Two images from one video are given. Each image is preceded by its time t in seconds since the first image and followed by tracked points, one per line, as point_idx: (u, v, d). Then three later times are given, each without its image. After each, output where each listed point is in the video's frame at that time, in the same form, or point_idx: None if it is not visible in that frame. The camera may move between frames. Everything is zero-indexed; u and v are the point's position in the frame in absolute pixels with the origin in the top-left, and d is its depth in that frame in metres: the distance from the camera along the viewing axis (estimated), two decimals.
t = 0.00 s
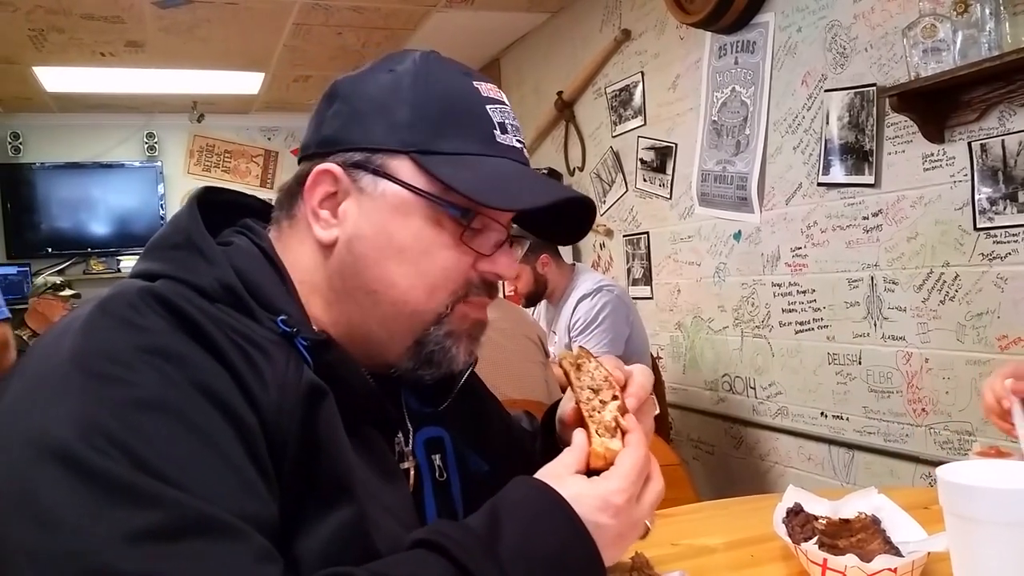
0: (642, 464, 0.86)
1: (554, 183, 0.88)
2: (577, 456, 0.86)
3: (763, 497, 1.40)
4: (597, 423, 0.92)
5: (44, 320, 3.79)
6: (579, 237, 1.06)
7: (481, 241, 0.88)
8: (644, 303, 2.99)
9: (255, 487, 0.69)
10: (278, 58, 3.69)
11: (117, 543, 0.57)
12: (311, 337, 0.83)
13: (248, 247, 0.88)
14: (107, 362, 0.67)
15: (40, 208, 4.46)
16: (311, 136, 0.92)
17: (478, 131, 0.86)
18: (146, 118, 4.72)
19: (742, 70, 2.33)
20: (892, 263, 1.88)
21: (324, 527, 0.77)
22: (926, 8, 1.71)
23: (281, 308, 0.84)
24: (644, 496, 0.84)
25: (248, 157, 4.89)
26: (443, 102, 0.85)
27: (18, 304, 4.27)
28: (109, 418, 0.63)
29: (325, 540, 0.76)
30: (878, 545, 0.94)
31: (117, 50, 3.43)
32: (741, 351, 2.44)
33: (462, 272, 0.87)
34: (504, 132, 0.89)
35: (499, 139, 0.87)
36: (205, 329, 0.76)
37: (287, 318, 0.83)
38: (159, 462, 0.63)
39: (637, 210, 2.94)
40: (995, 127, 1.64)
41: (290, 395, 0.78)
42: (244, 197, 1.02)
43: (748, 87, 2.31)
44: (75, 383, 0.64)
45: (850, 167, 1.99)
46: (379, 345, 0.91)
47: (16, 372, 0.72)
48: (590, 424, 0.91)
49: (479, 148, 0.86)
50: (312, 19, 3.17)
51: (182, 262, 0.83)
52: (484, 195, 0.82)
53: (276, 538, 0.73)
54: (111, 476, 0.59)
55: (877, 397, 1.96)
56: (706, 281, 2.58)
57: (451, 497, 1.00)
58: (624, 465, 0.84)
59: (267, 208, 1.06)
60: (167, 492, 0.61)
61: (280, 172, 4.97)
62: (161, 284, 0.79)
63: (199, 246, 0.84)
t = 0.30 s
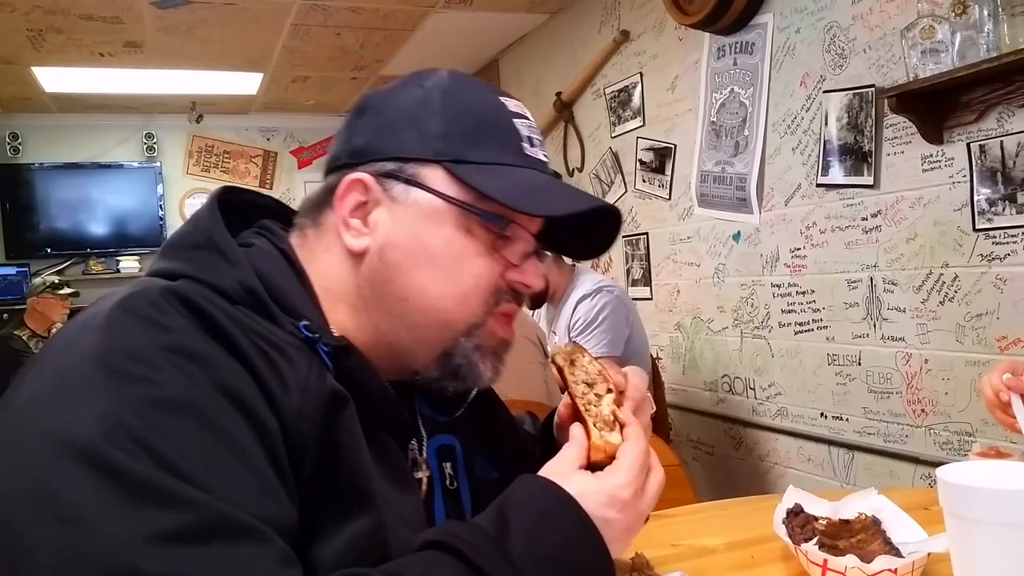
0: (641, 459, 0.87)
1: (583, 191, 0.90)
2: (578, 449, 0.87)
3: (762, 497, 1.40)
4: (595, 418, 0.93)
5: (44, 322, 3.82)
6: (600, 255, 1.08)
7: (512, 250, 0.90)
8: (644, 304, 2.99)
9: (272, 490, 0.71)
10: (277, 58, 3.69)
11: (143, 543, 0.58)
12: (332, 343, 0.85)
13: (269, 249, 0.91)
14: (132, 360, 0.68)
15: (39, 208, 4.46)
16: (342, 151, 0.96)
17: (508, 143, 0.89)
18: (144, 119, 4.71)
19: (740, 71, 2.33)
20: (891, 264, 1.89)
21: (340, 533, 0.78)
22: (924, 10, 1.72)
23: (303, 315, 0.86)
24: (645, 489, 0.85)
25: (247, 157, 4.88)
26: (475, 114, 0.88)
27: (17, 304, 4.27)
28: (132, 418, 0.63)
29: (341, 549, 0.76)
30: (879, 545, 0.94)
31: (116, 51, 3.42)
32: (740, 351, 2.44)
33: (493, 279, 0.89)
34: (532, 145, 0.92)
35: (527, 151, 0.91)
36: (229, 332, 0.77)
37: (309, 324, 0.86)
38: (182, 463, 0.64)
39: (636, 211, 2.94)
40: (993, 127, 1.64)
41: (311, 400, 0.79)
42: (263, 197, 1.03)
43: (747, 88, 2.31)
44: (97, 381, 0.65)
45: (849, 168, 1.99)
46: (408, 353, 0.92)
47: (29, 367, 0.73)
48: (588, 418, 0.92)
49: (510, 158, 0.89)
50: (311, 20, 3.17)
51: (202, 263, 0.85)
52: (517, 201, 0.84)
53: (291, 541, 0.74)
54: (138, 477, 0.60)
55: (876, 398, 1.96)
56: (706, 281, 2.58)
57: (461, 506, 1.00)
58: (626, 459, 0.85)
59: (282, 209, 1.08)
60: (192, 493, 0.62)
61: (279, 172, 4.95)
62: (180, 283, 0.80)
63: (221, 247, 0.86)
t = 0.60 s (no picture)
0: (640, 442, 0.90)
1: (624, 209, 0.93)
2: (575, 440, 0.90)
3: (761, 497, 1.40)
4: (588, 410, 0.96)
5: (45, 319, 3.85)
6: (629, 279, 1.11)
7: (552, 263, 0.92)
8: (645, 304, 2.99)
9: (310, 484, 0.71)
10: (278, 58, 3.69)
11: (187, 531, 0.58)
12: (372, 346, 0.86)
13: (309, 249, 0.93)
14: (178, 350, 0.70)
15: (40, 208, 4.46)
16: (388, 164, 0.99)
17: (553, 162, 0.93)
18: (146, 118, 4.72)
19: (742, 70, 2.33)
20: (892, 264, 1.89)
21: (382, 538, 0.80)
22: (926, 10, 1.72)
23: (343, 317, 0.88)
24: (646, 465, 0.88)
25: (248, 157, 4.89)
26: (524, 132, 0.92)
27: (17, 303, 4.26)
28: (180, 407, 0.65)
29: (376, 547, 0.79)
30: (878, 545, 0.93)
31: (118, 50, 3.43)
32: (741, 351, 2.44)
33: (533, 290, 0.91)
34: (574, 169, 0.96)
35: (570, 172, 0.94)
36: (273, 329, 0.79)
37: (351, 327, 0.87)
38: (229, 454, 0.65)
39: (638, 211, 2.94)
40: (995, 127, 1.64)
41: (354, 400, 0.81)
42: (301, 199, 1.06)
43: (749, 87, 2.31)
44: (144, 368, 0.66)
45: (850, 168, 1.99)
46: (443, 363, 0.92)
47: (67, 353, 0.74)
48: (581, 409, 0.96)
49: (555, 176, 0.92)
50: (313, 19, 3.17)
51: (245, 260, 0.87)
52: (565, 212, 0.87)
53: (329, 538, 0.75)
54: (185, 465, 0.61)
55: (877, 398, 1.96)
56: (707, 281, 2.58)
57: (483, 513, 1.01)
58: (626, 443, 0.88)
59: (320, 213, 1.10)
60: (236, 483, 0.63)
61: (281, 172, 4.94)
62: (224, 278, 0.82)
63: (264, 247, 0.88)
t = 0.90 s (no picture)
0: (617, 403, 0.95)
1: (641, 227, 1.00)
2: (556, 415, 0.92)
3: (762, 498, 1.40)
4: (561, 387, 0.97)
5: (44, 318, 3.88)
6: (642, 300, 1.18)
7: (571, 273, 0.99)
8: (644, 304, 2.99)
9: (328, 474, 0.76)
10: (278, 58, 3.69)
11: (215, 519, 0.62)
12: (393, 349, 0.93)
13: (331, 251, 0.98)
14: (205, 343, 0.74)
15: (39, 208, 4.46)
16: (413, 172, 1.05)
17: (574, 179, 1.00)
18: (145, 118, 4.71)
19: (741, 71, 2.33)
20: (891, 265, 1.89)
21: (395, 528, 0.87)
22: (926, 10, 1.72)
23: (366, 321, 0.93)
24: (625, 422, 0.93)
25: (247, 157, 4.89)
26: (548, 150, 0.99)
27: (16, 303, 4.26)
28: (209, 399, 0.69)
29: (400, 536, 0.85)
30: (878, 546, 0.93)
31: (117, 50, 3.42)
32: (740, 351, 2.45)
33: (550, 296, 0.97)
34: (595, 187, 1.04)
35: (591, 189, 1.01)
36: (297, 327, 0.84)
37: (374, 331, 0.93)
38: (254, 444, 0.69)
39: (637, 212, 2.95)
40: (994, 128, 1.64)
41: (374, 401, 0.87)
42: (323, 200, 1.11)
43: (748, 88, 2.31)
44: (173, 361, 0.70)
45: (850, 168, 1.99)
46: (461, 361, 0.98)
47: (94, 340, 0.78)
48: (555, 387, 0.97)
49: (576, 191, 0.99)
50: (312, 19, 3.17)
51: (268, 260, 0.92)
52: (586, 224, 0.94)
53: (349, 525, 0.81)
54: (213, 456, 0.65)
55: (876, 399, 1.96)
56: (706, 281, 2.58)
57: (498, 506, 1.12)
58: (606, 405, 0.93)
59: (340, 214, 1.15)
60: (263, 474, 0.67)
61: (280, 172, 4.96)
62: (247, 275, 0.87)
63: (286, 247, 0.93)
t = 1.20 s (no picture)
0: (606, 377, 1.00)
1: (654, 247, 1.00)
2: (551, 403, 0.95)
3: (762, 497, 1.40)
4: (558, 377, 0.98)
5: (44, 317, 3.88)
6: (653, 318, 1.18)
7: (579, 288, 0.99)
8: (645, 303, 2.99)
9: (335, 468, 0.76)
10: (278, 57, 3.69)
11: (223, 511, 0.62)
12: (399, 353, 0.93)
13: (337, 253, 0.99)
14: (211, 338, 0.74)
15: (40, 206, 4.46)
16: (429, 175, 1.05)
17: (590, 193, 1.00)
18: (145, 117, 4.71)
19: (741, 70, 2.33)
20: (892, 263, 1.89)
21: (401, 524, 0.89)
22: (926, 8, 1.71)
23: (372, 324, 0.94)
24: (619, 400, 0.95)
25: (247, 156, 4.89)
26: (564, 162, 0.99)
27: (17, 302, 4.26)
28: (215, 393, 0.69)
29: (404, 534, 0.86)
30: (878, 545, 0.93)
31: (117, 49, 3.42)
32: (740, 351, 2.44)
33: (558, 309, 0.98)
34: (611, 202, 1.04)
35: (607, 206, 1.01)
36: (302, 325, 0.84)
37: (381, 335, 0.93)
38: (263, 437, 0.69)
39: (637, 211, 2.95)
40: (995, 127, 1.64)
41: (379, 400, 0.87)
42: (330, 198, 1.11)
43: (748, 87, 2.31)
44: (179, 355, 0.71)
45: (850, 167, 1.99)
46: (464, 370, 0.99)
47: (99, 337, 0.78)
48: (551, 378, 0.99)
49: (590, 206, 0.99)
50: (312, 18, 3.17)
51: (272, 260, 0.92)
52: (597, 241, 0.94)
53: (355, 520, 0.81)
54: (219, 450, 0.65)
55: (877, 398, 1.96)
56: (707, 280, 2.58)
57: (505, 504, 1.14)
58: (599, 381, 0.97)
59: (347, 213, 1.16)
60: (271, 466, 0.67)
61: (280, 171, 4.97)
62: (252, 272, 0.87)
63: (291, 247, 0.94)
